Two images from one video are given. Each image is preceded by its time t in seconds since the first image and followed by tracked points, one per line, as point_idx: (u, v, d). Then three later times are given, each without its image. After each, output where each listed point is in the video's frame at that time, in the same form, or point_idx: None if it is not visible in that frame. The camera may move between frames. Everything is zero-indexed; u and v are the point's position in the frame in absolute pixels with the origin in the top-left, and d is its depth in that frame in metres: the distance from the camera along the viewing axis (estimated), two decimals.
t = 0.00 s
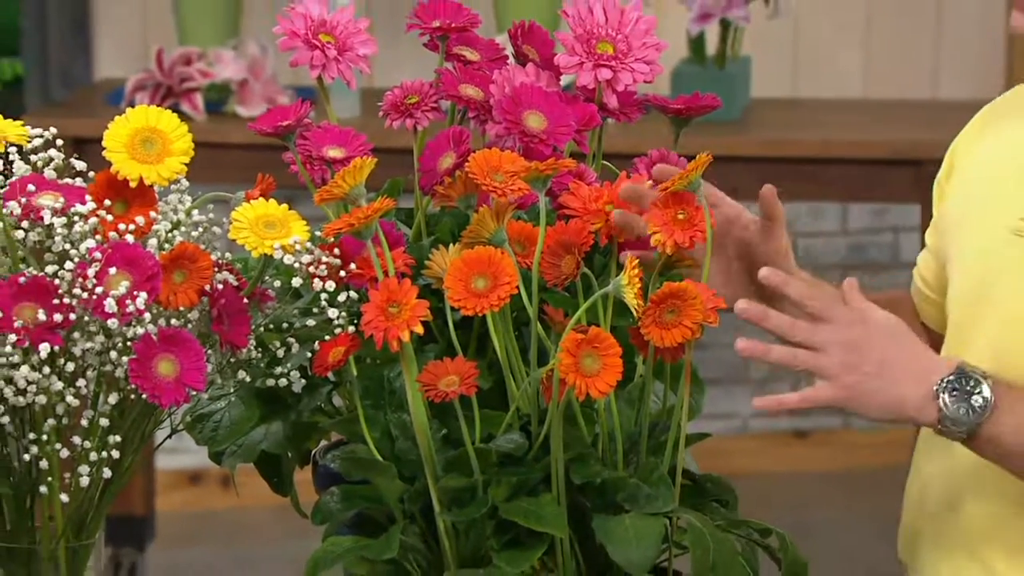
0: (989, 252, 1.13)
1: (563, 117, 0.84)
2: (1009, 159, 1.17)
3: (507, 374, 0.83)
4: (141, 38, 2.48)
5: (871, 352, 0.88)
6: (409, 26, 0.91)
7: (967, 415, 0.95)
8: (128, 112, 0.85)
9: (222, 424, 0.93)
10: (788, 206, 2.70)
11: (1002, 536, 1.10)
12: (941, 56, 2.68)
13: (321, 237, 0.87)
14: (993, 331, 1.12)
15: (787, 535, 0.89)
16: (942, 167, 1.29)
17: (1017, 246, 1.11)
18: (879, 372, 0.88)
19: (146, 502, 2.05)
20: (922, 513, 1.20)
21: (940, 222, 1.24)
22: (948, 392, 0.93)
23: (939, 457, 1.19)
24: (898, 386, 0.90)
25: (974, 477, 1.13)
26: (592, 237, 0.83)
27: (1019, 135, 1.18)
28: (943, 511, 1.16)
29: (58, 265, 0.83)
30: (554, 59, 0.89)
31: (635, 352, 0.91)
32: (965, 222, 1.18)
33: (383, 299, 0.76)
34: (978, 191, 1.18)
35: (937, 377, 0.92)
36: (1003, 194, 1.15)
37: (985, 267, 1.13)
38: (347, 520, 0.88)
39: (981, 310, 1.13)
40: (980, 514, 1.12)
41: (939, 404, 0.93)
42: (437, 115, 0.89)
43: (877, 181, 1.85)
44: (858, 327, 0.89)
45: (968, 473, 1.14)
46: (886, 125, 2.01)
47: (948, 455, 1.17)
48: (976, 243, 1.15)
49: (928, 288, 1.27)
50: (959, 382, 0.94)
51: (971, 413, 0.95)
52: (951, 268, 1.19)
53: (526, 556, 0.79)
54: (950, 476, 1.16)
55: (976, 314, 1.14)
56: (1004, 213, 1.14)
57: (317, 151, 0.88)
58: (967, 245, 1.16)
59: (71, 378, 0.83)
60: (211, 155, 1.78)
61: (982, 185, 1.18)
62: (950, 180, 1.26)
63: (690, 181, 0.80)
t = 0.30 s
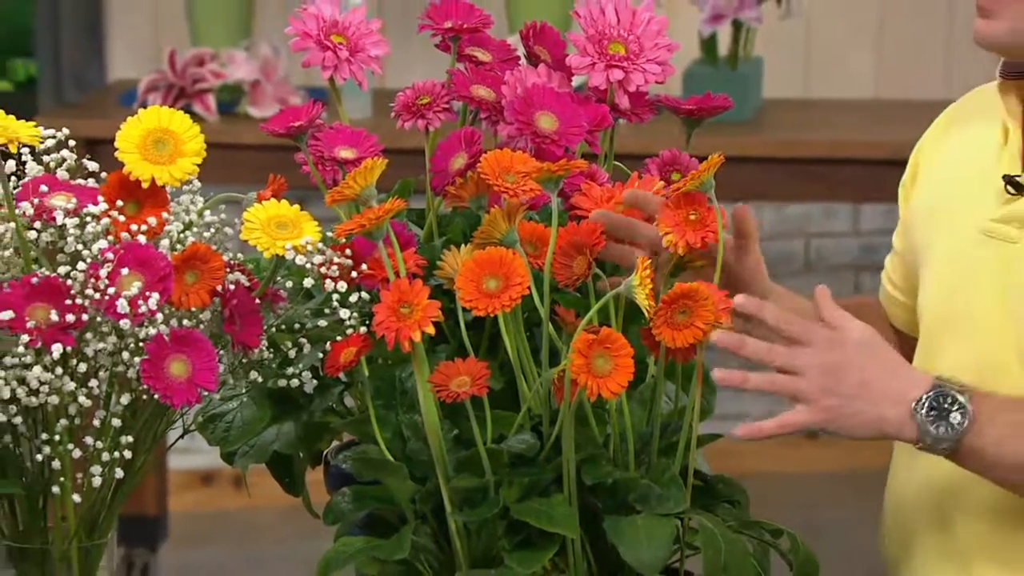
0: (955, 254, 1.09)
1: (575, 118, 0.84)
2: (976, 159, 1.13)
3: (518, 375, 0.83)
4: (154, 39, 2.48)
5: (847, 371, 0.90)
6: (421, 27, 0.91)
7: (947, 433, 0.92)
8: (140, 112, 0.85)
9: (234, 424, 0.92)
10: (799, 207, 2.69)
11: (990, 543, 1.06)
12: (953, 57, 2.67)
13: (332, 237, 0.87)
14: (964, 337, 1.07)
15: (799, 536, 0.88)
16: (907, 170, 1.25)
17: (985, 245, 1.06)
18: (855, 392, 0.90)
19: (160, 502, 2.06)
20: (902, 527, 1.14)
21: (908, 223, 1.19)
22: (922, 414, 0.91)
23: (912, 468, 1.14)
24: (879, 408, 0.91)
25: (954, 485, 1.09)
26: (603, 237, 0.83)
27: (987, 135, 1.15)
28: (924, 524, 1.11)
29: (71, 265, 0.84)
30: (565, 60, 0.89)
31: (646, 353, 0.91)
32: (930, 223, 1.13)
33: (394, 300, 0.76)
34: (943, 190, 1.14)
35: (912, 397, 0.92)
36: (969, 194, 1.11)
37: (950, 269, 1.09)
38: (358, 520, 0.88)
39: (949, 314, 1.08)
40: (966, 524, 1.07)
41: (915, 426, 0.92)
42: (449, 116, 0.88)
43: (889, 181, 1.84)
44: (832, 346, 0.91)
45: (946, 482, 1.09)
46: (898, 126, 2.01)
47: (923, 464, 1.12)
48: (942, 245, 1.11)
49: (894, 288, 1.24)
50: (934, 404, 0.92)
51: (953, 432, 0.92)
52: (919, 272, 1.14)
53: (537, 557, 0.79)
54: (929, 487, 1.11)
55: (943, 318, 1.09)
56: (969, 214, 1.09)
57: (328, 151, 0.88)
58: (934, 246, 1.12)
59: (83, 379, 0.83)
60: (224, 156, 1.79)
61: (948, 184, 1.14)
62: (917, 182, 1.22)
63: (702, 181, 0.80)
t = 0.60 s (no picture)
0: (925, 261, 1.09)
1: (589, 118, 0.84)
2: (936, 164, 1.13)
3: (531, 374, 0.82)
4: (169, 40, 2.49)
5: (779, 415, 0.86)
6: (434, 27, 0.91)
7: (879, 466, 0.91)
8: (153, 112, 0.85)
9: (247, 425, 0.92)
10: (813, 207, 2.68)
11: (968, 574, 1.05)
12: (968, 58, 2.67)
13: (346, 237, 0.88)
14: (938, 344, 1.07)
15: (812, 537, 0.89)
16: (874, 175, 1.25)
17: (953, 250, 1.06)
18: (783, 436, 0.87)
19: (174, 501, 2.06)
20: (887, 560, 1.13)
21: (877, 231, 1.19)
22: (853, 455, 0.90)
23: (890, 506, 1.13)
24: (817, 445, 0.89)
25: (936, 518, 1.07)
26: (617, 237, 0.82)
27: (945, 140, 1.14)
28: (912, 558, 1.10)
29: (85, 265, 0.84)
30: (579, 60, 0.89)
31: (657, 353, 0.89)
32: (900, 232, 1.13)
33: (407, 301, 0.76)
34: (906, 198, 1.14)
35: (844, 436, 0.89)
36: (933, 201, 1.11)
37: (921, 277, 1.09)
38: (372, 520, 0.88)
39: (922, 322, 1.08)
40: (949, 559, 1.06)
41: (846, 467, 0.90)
42: (463, 116, 0.88)
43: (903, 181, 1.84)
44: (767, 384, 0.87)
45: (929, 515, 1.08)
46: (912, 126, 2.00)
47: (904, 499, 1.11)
48: (913, 254, 1.11)
49: (867, 297, 1.24)
50: (866, 444, 0.90)
51: (884, 469, 0.91)
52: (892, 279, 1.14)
53: (551, 557, 0.79)
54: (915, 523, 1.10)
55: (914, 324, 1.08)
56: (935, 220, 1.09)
57: (342, 151, 0.88)
58: (905, 255, 1.12)
59: (97, 379, 0.83)
60: (238, 156, 1.79)
61: (910, 192, 1.14)
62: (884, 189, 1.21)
63: (714, 181, 0.82)
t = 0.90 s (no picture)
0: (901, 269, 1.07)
1: (602, 119, 0.84)
2: (909, 169, 1.12)
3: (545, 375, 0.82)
4: (183, 40, 2.50)
5: (734, 424, 0.85)
6: (447, 27, 0.91)
7: (823, 477, 0.90)
8: (167, 112, 0.85)
9: (260, 425, 0.92)
10: (827, 207, 2.68)
11: None
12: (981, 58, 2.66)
13: (359, 237, 0.88)
14: (918, 351, 1.06)
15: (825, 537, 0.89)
16: (851, 175, 1.23)
17: (929, 257, 1.05)
18: (741, 444, 0.86)
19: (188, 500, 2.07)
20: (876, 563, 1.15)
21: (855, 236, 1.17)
22: (796, 462, 0.89)
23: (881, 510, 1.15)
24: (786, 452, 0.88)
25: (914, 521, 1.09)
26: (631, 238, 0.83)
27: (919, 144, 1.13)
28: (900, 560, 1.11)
29: (99, 265, 0.84)
30: (592, 60, 0.89)
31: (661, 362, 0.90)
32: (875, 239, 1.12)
33: (420, 301, 0.76)
34: (880, 204, 1.12)
35: (788, 444, 0.89)
36: (907, 207, 1.09)
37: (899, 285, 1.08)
38: (386, 520, 0.88)
39: (903, 329, 1.07)
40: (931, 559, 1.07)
41: (793, 475, 0.90)
42: (476, 116, 0.88)
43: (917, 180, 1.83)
44: (730, 395, 0.86)
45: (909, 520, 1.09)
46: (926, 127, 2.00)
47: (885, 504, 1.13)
48: (889, 260, 1.10)
49: (845, 298, 1.22)
50: (810, 451, 0.89)
51: (829, 476, 0.91)
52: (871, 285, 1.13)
53: (564, 558, 0.79)
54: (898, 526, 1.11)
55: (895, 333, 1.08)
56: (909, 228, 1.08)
57: (355, 151, 0.88)
58: (881, 263, 1.11)
59: (111, 378, 0.83)
60: (252, 157, 1.79)
61: (884, 197, 1.12)
62: (861, 190, 1.20)
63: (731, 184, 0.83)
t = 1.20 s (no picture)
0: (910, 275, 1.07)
1: (615, 120, 0.84)
2: (916, 173, 1.11)
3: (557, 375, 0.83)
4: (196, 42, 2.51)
5: (752, 431, 0.86)
6: (461, 28, 0.91)
7: (838, 487, 0.91)
8: (180, 113, 0.86)
9: (274, 426, 0.93)
10: (841, 209, 2.67)
11: None
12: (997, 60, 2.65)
13: (372, 239, 0.88)
14: (928, 356, 1.06)
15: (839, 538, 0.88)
16: (857, 177, 1.22)
17: (937, 262, 1.05)
18: (759, 450, 0.86)
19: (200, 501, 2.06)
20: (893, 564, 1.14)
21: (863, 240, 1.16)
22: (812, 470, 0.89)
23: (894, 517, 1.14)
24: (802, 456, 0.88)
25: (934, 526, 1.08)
26: (643, 239, 0.82)
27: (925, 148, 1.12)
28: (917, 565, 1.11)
29: (113, 266, 0.84)
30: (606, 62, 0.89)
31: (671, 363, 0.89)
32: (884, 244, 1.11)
33: (433, 302, 0.76)
34: (887, 208, 1.12)
35: (805, 451, 0.89)
36: (913, 211, 1.09)
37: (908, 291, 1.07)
38: (398, 521, 0.88)
39: (912, 333, 1.07)
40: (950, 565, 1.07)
41: (808, 483, 0.90)
42: (489, 117, 0.88)
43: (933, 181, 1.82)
44: (749, 401, 0.87)
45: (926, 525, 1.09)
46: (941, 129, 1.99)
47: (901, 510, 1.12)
48: (897, 265, 1.09)
49: (852, 301, 1.22)
50: (825, 459, 0.90)
51: (845, 484, 0.91)
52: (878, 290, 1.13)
53: (576, 559, 0.79)
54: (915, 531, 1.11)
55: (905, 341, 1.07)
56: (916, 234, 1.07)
57: (369, 152, 0.88)
58: (889, 268, 1.10)
59: (124, 379, 0.83)
60: (266, 159, 1.79)
61: (891, 201, 1.12)
62: (866, 193, 1.19)
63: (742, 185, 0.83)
